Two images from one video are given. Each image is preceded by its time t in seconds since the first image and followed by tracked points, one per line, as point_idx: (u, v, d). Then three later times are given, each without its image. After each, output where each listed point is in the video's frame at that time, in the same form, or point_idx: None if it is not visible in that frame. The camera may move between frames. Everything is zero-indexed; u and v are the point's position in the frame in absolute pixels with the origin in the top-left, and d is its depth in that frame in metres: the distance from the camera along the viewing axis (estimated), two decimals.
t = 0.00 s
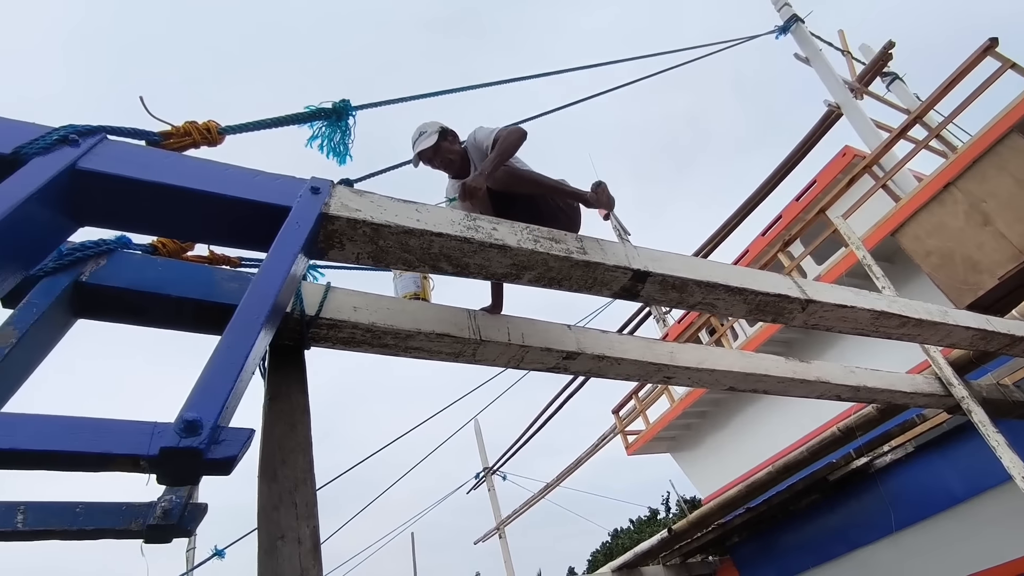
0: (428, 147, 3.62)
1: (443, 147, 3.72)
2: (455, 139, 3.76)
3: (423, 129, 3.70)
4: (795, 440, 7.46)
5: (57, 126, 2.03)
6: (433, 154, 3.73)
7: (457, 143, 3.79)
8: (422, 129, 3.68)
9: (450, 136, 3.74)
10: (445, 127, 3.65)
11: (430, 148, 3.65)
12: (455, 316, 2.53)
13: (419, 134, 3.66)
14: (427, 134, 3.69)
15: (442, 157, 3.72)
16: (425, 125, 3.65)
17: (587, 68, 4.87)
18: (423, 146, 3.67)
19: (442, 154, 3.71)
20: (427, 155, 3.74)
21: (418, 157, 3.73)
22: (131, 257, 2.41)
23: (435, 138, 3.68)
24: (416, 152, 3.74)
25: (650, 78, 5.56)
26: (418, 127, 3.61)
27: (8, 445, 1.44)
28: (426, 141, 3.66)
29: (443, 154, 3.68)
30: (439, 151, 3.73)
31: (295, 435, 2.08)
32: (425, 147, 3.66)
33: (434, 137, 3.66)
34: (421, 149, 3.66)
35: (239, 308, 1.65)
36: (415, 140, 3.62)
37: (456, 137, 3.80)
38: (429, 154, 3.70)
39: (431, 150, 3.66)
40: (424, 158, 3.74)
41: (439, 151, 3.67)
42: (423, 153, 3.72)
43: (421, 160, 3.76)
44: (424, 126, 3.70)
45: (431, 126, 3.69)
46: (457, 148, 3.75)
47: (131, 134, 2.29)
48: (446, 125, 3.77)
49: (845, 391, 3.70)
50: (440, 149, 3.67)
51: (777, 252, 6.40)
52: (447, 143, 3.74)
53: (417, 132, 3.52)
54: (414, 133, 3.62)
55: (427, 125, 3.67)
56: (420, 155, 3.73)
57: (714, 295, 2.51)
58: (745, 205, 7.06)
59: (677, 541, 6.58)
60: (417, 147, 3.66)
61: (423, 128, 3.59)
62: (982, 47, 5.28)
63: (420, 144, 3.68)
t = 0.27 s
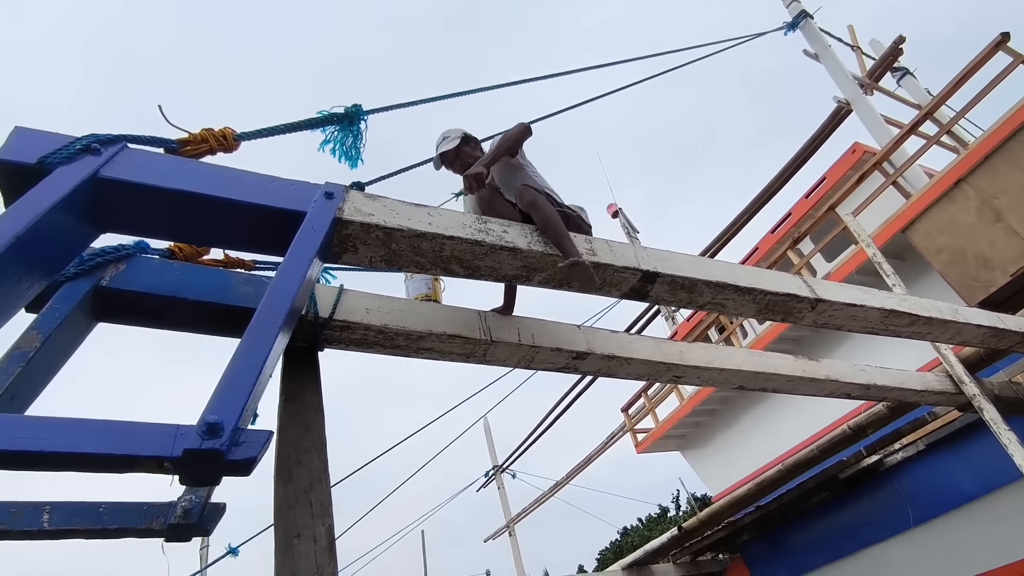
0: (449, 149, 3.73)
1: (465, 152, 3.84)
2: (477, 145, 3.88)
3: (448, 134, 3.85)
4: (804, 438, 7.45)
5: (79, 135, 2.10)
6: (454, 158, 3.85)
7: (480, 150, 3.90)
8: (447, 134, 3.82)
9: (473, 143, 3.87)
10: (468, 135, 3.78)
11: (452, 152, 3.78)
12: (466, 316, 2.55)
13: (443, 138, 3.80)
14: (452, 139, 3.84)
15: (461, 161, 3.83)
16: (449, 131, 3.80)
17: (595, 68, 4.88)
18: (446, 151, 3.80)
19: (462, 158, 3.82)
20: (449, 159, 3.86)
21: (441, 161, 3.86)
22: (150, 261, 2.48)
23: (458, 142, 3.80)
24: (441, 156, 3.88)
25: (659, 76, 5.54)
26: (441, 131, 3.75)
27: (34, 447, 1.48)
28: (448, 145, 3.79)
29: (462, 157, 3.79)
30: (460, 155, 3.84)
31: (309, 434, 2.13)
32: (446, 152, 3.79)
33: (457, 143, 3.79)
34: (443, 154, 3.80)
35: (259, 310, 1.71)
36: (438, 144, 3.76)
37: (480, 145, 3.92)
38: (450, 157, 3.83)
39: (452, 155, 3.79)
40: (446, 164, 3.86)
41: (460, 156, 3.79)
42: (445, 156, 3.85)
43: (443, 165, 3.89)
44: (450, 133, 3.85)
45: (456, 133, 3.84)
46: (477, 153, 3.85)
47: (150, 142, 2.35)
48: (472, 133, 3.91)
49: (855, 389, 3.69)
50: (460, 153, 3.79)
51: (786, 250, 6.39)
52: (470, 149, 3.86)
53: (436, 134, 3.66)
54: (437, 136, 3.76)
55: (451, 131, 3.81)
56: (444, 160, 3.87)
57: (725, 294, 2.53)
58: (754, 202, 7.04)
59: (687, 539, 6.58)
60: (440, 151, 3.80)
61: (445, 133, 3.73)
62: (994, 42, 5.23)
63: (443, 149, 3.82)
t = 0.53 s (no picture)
0: (473, 143, 3.79)
1: (488, 150, 3.90)
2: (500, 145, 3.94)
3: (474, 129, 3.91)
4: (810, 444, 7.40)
5: (79, 149, 2.22)
6: (476, 153, 3.91)
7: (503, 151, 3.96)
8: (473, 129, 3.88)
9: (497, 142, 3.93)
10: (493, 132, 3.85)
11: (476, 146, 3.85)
12: (465, 326, 2.68)
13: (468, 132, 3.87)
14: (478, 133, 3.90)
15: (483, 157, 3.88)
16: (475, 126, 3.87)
17: (598, 74, 4.89)
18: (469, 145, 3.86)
19: (484, 154, 3.88)
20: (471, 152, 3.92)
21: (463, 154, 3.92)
22: (149, 272, 2.61)
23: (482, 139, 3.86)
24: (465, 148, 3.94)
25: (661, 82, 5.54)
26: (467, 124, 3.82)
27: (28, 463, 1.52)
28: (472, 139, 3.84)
29: (484, 153, 3.85)
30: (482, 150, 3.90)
31: (307, 443, 2.17)
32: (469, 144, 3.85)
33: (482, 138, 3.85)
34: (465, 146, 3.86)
35: (253, 327, 1.84)
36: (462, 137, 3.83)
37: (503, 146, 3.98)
38: (472, 151, 3.88)
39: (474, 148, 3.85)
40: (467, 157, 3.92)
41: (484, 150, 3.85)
42: (467, 150, 3.90)
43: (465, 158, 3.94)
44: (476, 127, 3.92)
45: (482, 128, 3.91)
46: (500, 152, 3.91)
47: (150, 154, 2.47)
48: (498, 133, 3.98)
49: (859, 397, 3.71)
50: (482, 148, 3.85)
51: (791, 254, 6.37)
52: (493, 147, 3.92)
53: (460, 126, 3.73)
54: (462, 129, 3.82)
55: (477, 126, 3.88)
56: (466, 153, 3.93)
57: (725, 303, 2.74)
58: (760, 205, 7.01)
59: (691, 544, 6.56)
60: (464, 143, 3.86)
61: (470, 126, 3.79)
62: (1001, 45, 5.19)
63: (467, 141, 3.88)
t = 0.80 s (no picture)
0: (499, 139, 3.83)
1: (513, 147, 3.94)
2: (526, 145, 3.98)
3: (503, 124, 3.94)
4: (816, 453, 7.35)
5: (76, 159, 2.26)
6: (501, 148, 3.94)
7: (526, 149, 3.99)
8: (503, 124, 3.90)
9: (524, 141, 3.96)
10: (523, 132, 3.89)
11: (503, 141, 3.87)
12: (464, 335, 2.87)
13: (498, 126, 3.89)
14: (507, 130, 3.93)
15: (506, 153, 3.92)
16: (506, 122, 3.89)
17: (603, 80, 4.89)
18: (496, 139, 3.89)
19: (508, 151, 3.91)
20: (495, 147, 3.96)
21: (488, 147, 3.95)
22: (149, 279, 2.66)
23: (508, 136, 3.90)
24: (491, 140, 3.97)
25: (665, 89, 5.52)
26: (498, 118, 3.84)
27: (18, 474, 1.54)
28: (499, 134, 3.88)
29: (508, 150, 3.89)
30: (507, 147, 3.93)
31: (304, 451, 2.25)
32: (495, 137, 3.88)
33: (511, 135, 3.88)
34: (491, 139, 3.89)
35: (245, 338, 1.93)
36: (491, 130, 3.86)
37: (529, 147, 4.02)
38: (497, 145, 3.92)
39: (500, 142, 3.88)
40: (492, 149, 3.95)
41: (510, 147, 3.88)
42: (493, 144, 3.93)
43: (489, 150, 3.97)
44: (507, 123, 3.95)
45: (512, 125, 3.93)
46: (525, 153, 3.95)
47: (149, 163, 2.50)
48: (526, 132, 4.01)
49: (865, 406, 3.75)
50: (508, 146, 3.88)
51: (798, 261, 6.32)
52: (518, 146, 3.95)
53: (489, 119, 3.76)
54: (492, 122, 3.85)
55: (508, 123, 3.90)
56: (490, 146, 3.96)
57: (725, 311, 2.98)
58: (767, 210, 6.96)
59: (696, 553, 6.51)
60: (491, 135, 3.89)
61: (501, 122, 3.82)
62: (1011, 51, 5.14)
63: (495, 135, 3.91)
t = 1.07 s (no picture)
0: (527, 143, 3.81)
1: (539, 153, 3.92)
2: (553, 152, 3.97)
3: (533, 128, 3.92)
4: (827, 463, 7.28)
5: (90, 173, 2.31)
6: (527, 152, 3.94)
7: (553, 156, 3.97)
8: (533, 129, 3.88)
9: (552, 147, 3.94)
10: (551, 140, 3.87)
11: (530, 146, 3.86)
12: (471, 346, 2.90)
13: (527, 130, 3.87)
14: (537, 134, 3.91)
15: (531, 158, 3.92)
16: (537, 127, 3.87)
17: (610, 91, 4.91)
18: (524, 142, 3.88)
19: (534, 157, 3.91)
20: (521, 150, 3.95)
21: (515, 148, 3.95)
22: (160, 289, 2.70)
23: (536, 141, 3.87)
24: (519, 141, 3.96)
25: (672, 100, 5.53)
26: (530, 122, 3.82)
27: (31, 485, 1.57)
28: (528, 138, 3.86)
29: (533, 156, 3.89)
30: (533, 152, 3.93)
31: (312, 460, 2.33)
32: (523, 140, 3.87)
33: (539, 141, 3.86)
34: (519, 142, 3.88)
35: (254, 350, 1.95)
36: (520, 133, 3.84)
37: (557, 153, 4.00)
38: (523, 150, 3.91)
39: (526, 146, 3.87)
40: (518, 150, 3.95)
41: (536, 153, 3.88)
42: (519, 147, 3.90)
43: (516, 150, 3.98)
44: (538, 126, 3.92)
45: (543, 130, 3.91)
46: (550, 161, 3.95)
47: (161, 176, 2.53)
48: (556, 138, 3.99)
49: (876, 417, 3.73)
50: (533, 151, 3.88)
51: (807, 270, 6.29)
52: (545, 153, 3.95)
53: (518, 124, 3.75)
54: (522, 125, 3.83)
55: (538, 128, 3.88)
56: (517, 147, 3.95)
57: (732, 323, 2.99)
58: (777, 219, 6.93)
59: (705, 564, 6.47)
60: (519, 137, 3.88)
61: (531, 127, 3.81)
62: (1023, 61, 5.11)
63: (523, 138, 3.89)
